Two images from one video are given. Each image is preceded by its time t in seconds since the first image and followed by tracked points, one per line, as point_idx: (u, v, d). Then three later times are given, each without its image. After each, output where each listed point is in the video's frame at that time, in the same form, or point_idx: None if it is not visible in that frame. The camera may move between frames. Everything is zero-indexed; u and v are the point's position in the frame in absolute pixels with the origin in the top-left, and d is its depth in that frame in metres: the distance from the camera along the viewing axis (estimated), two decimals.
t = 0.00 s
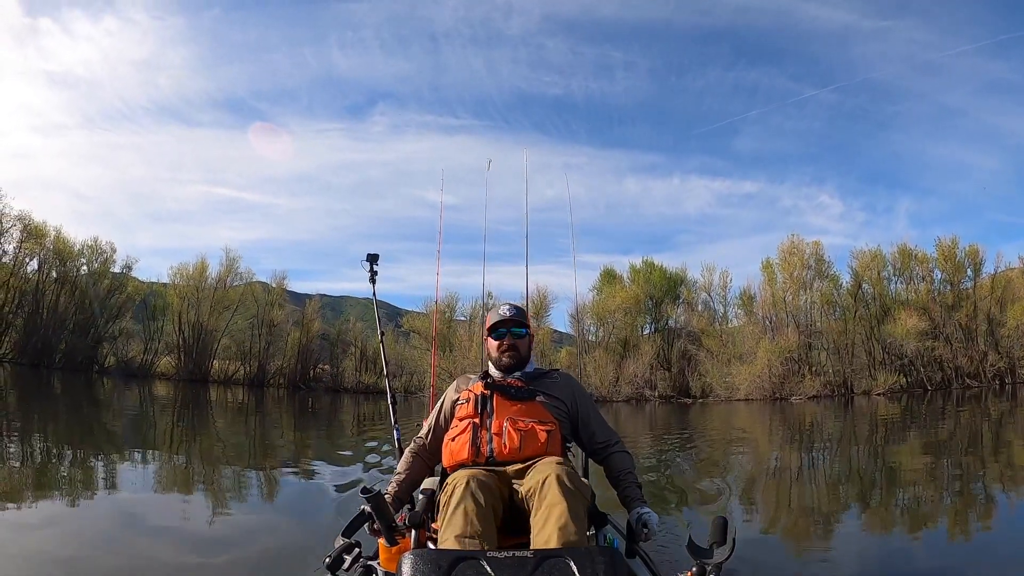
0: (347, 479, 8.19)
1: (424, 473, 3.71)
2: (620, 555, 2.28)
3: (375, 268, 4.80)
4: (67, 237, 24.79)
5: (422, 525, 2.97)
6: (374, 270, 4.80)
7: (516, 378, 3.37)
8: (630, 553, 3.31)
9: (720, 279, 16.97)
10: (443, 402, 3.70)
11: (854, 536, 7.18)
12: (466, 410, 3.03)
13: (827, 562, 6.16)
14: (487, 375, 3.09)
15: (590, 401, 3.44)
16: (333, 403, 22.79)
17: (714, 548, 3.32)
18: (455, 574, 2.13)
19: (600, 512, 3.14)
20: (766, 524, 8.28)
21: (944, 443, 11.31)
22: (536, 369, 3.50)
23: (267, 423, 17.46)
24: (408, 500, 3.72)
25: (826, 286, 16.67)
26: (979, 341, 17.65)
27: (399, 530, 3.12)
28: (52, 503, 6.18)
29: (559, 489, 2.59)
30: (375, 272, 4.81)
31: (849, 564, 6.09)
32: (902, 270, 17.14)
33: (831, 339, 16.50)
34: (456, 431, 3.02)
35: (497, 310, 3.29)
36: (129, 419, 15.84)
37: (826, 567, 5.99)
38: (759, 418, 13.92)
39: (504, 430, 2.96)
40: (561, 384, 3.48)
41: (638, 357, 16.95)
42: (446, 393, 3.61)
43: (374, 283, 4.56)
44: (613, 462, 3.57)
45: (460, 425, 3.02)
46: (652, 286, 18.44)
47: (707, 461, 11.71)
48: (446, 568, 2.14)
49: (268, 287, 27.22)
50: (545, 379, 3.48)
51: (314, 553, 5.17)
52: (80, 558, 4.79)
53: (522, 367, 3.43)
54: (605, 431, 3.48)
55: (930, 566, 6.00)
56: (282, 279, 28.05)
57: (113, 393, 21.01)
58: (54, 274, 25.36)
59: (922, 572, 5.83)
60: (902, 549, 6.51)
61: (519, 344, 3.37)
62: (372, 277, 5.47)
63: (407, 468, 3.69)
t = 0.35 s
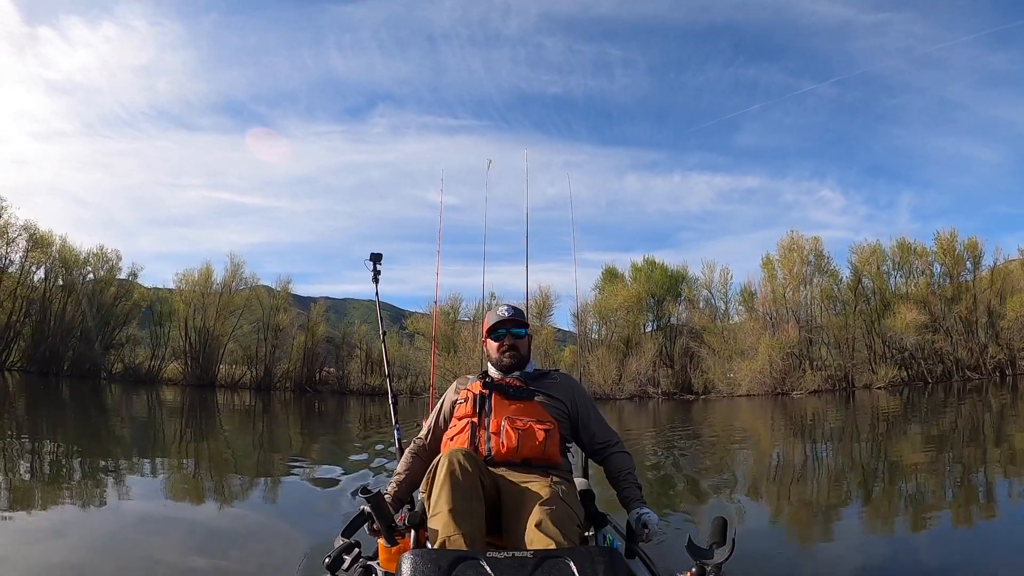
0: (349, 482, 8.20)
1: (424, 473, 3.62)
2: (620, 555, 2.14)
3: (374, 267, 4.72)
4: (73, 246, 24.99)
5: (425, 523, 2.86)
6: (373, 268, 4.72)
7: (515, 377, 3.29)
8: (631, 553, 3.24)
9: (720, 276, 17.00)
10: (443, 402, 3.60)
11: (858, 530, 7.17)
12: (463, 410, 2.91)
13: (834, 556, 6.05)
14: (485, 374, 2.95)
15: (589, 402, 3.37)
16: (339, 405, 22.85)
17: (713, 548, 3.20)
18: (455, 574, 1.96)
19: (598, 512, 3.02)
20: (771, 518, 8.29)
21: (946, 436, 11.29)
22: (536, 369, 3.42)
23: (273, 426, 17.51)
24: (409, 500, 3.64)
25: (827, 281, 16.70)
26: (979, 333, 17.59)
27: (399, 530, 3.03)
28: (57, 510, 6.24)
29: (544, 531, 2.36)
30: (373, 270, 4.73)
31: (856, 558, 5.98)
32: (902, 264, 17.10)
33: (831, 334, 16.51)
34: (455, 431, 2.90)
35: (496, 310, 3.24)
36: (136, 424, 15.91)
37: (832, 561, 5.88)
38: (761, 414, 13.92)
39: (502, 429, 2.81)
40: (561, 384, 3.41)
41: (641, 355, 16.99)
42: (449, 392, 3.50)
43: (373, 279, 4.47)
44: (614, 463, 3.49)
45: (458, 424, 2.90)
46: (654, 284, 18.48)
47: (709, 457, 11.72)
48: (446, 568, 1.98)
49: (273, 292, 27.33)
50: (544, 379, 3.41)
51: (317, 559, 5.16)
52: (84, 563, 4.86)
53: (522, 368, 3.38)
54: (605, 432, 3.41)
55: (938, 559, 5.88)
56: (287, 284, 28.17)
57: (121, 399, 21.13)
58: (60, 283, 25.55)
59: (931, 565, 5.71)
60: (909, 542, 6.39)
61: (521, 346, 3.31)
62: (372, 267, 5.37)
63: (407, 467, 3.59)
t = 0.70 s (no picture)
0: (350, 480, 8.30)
1: (424, 473, 3.67)
2: (620, 555, 2.17)
3: (377, 267, 4.80)
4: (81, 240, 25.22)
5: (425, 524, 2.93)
6: (376, 268, 4.81)
7: (519, 377, 3.37)
8: (631, 553, 3.26)
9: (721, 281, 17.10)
10: (445, 402, 3.67)
11: (854, 535, 7.23)
12: (469, 410, 3.00)
13: (833, 559, 6.12)
14: (491, 375, 3.05)
15: (592, 401, 3.46)
16: (342, 403, 22.98)
17: (714, 549, 3.19)
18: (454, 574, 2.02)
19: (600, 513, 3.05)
20: (769, 522, 8.35)
21: (944, 443, 11.35)
22: (539, 369, 3.50)
23: (276, 423, 17.64)
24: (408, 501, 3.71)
25: (827, 287, 16.80)
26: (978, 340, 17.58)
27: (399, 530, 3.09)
28: (59, 504, 6.29)
29: (560, 476, 2.55)
30: (376, 270, 4.82)
31: (854, 561, 6.07)
32: (902, 271, 17.16)
33: (831, 339, 16.58)
34: (460, 431, 2.98)
35: (499, 308, 3.29)
36: (141, 419, 16.06)
37: (831, 563, 5.97)
38: (760, 418, 13.98)
39: (508, 430, 2.91)
40: (564, 385, 3.50)
41: (641, 357, 17.11)
42: (451, 392, 3.58)
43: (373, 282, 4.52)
44: (615, 463, 3.57)
45: (463, 424, 2.98)
46: (655, 287, 18.58)
47: (708, 460, 11.82)
48: (446, 568, 2.03)
49: (278, 289, 27.52)
50: (548, 379, 3.50)
51: (316, 558, 5.23)
52: (83, 559, 4.89)
53: (524, 367, 3.45)
54: (608, 432, 3.49)
55: (937, 562, 5.97)
56: (292, 281, 28.34)
57: (126, 393, 21.31)
58: (68, 277, 25.78)
59: (930, 569, 5.79)
60: (909, 546, 6.48)
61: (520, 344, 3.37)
62: (372, 265, 5.39)
63: (407, 468, 3.65)
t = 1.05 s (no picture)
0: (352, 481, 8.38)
1: (423, 473, 3.68)
2: (621, 555, 2.15)
3: (375, 268, 4.84)
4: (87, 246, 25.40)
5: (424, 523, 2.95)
6: (374, 269, 4.85)
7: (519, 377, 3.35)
8: (631, 553, 3.23)
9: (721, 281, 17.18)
10: (444, 401, 3.68)
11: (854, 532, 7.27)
12: (468, 410, 3.01)
13: (837, 558, 6.11)
14: (489, 375, 3.08)
15: (591, 402, 3.45)
16: (347, 406, 23.07)
17: (714, 548, 3.19)
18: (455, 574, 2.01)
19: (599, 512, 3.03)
20: (770, 520, 8.39)
21: (944, 440, 11.39)
22: (539, 369, 3.50)
23: (281, 425, 17.73)
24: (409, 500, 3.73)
25: (826, 286, 16.90)
26: (977, 338, 17.58)
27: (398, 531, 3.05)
28: (66, 509, 6.33)
29: (568, 470, 2.54)
30: (373, 272, 4.87)
31: (858, 560, 6.07)
32: (901, 269, 17.21)
33: (831, 338, 16.63)
34: (459, 431, 3.00)
35: (498, 310, 3.27)
36: (147, 423, 16.15)
37: (836, 562, 5.97)
38: (760, 417, 14.04)
39: (506, 430, 2.92)
40: (563, 386, 3.49)
41: (642, 358, 17.18)
42: (448, 391, 3.59)
43: (374, 283, 4.53)
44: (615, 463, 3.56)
45: (462, 424, 3.00)
46: (656, 288, 18.65)
47: (709, 459, 11.88)
48: (446, 568, 2.02)
49: (282, 293, 27.67)
50: (547, 380, 3.50)
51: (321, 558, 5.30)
52: (92, 563, 4.97)
53: (523, 368, 3.46)
54: (607, 433, 3.47)
55: (942, 561, 5.96)
56: (296, 285, 28.47)
57: (132, 398, 21.42)
58: (74, 283, 25.98)
59: (935, 568, 5.78)
60: (913, 544, 6.48)
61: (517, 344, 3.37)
62: (373, 267, 5.40)
63: (407, 468, 3.66)
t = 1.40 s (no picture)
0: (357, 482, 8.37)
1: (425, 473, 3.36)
2: (622, 556, 2.07)
3: (372, 265, 4.73)
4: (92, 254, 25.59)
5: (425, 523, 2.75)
6: (372, 266, 4.74)
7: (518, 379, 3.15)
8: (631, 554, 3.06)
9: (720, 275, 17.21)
10: (443, 402, 3.40)
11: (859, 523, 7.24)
12: (465, 411, 2.79)
13: (844, 548, 5.73)
14: (487, 374, 2.84)
15: (591, 402, 3.24)
16: (353, 407, 23.15)
17: (714, 547, 2.96)
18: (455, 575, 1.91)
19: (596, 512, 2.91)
20: (774, 512, 8.35)
21: (945, 429, 11.37)
22: (537, 369, 3.30)
23: (288, 428, 17.77)
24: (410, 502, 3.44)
25: (826, 278, 16.96)
26: (973, 326, 17.33)
27: (400, 532, 2.73)
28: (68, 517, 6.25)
29: (553, 518, 2.30)
30: (371, 268, 4.75)
31: (865, 551, 5.60)
32: (900, 260, 17.23)
33: (832, 329, 16.62)
34: (456, 432, 2.77)
35: (497, 306, 3.09)
36: (154, 428, 16.23)
37: (842, 554, 5.49)
38: (762, 410, 14.04)
39: (504, 431, 2.70)
40: (561, 385, 3.27)
41: (644, 354, 17.20)
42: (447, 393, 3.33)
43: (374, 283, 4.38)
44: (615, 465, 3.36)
45: (459, 425, 2.77)
46: (656, 283, 18.68)
47: (712, 452, 11.88)
48: (446, 569, 1.93)
49: (287, 296, 27.78)
50: (545, 379, 3.28)
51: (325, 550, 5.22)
52: (87, 565, 4.82)
53: (521, 369, 3.24)
54: (607, 432, 3.28)
55: (955, 551, 5.49)
56: (300, 288, 28.59)
57: (139, 404, 21.54)
58: (80, 291, 26.20)
59: (946, 554, 5.42)
60: (922, 531, 6.10)
61: (516, 344, 3.17)
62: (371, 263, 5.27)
63: (407, 466, 3.34)
